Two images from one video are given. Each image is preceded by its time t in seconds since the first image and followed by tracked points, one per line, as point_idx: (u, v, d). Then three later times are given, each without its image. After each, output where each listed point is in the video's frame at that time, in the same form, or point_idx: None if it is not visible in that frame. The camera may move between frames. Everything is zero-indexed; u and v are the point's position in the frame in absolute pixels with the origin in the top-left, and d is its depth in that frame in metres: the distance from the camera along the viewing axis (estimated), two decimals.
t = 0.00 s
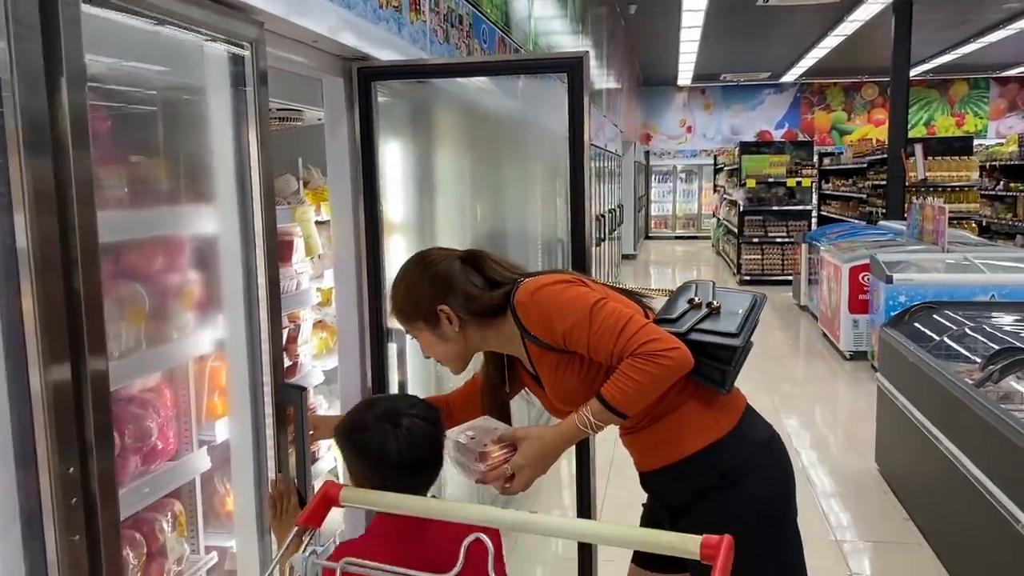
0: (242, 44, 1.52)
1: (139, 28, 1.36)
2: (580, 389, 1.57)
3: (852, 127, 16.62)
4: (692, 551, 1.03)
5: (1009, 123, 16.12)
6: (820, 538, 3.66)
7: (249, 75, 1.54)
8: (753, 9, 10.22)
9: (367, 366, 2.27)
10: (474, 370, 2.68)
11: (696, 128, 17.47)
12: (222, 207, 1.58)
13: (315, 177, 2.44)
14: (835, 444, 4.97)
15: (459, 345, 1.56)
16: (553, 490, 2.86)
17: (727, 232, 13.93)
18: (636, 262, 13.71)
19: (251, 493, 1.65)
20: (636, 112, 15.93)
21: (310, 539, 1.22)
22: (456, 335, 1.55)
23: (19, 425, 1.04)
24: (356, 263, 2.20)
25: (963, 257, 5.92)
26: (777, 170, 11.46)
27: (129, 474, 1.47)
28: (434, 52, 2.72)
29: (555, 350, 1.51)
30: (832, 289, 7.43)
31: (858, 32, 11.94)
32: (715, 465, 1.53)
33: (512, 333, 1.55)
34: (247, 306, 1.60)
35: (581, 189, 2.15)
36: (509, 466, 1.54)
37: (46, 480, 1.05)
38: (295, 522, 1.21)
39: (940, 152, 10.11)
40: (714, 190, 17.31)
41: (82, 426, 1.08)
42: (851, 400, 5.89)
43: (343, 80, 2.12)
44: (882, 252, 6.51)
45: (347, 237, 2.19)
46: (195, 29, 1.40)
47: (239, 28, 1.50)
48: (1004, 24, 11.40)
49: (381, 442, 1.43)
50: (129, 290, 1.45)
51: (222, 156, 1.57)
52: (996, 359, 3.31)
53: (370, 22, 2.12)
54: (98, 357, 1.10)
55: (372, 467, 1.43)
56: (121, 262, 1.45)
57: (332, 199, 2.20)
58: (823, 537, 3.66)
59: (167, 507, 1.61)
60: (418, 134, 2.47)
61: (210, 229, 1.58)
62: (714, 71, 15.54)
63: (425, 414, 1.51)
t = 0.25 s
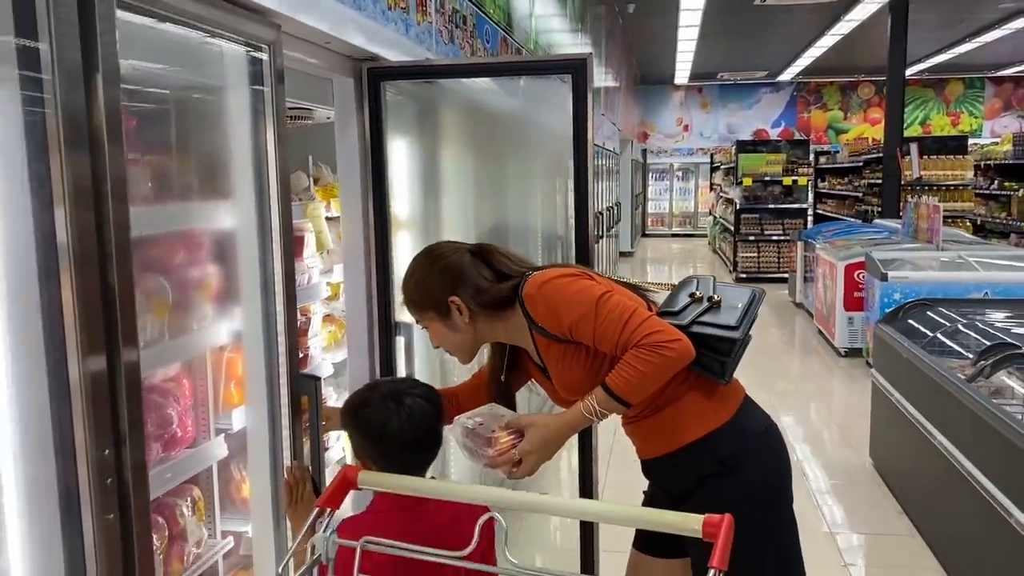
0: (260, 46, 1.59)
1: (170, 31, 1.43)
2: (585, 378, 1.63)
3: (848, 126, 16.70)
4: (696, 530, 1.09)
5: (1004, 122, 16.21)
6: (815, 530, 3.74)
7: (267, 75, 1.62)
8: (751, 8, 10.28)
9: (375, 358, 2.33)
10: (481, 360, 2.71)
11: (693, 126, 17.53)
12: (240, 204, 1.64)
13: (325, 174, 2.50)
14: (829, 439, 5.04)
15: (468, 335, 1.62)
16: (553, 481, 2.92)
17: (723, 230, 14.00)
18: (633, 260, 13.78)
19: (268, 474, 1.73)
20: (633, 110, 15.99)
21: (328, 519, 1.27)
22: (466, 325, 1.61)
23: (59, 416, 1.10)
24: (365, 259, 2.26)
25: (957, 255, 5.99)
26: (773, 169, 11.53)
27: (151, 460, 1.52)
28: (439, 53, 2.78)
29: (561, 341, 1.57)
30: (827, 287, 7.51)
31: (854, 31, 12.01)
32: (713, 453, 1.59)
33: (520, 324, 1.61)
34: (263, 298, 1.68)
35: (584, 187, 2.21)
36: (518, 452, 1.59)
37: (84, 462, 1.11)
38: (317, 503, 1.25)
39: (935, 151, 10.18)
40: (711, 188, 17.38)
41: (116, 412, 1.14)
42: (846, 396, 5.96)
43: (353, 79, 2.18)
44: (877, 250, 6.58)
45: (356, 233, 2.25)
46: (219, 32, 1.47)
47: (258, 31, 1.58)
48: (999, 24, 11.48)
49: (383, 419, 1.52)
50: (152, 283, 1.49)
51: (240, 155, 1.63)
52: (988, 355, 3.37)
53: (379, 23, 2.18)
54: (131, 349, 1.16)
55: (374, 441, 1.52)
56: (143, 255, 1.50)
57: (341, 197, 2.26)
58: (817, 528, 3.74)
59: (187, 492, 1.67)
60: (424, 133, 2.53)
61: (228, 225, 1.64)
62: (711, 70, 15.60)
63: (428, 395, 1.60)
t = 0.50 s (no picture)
0: (281, 48, 1.66)
1: (199, 36, 1.50)
2: (592, 366, 1.71)
3: (840, 125, 16.82)
4: (699, 506, 1.16)
5: (995, 122, 16.35)
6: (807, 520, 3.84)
7: (288, 77, 1.68)
8: (745, 8, 10.36)
9: (384, 350, 2.40)
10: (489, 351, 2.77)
11: (687, 125, 17.62)
12: (262, 202, 1.71)
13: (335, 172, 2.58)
14: (821, 433, 5.14)
15: (479, 325, 1.70)
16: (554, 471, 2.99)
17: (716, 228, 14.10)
18: (627, 258, 13.87)
19: (285, 459, 1.81)
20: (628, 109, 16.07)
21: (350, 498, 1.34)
22: (477, 316, 1.68)
23: (104, 405, 1.18)
24: (375, 253, 2.34)
25: (948, 253, 6.09)
26: (767, 167, 11.63)
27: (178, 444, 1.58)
28: (444, 53, 2.85)
29: (569, 331, 1.65)
30: (820, 284, 7.60)
31: (847, 31, 12.12)
32: (713, 439, 1.67)
33: (530, 314, 1.68)
34: (282, 291, 1.75)
35: (588, 184, 2.29)
36: (532, 438, 1.68)
37: (126, 447, 1.18)
38: (341, 484, 1.31)
39: (926, 150, 10.29)
40: (704, 187, 17.48)
41: (155, 400, 1.20)
42: (838, 392, 6.06)
43: (363, 79, 2.24)
44: (869, 248, 6.68)
45: (367, 228, 2.33)
46: (244, 36, 1.54)
47: (279, 34, 1.64)
48: (991, 25, 11.59)
49: (399, 402, 1.59)
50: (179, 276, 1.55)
51: (262, 155, 1.70)
52: (976, 349, 3.46)
53: (390, 25, 2.25)
54: (169, 340, 1.22)
55: (389, 422, 1.59)
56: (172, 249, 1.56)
57: (352, 195, 2.33)
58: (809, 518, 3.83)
59: (209, 477, 1.73)
60: (431, 132, 2.59)
61: (249, 221, 1.71)
62: (705, 69, 15.69)
63: (440, 381, 1.68)
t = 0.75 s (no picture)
0: (293, 50, 1.71)
1: (215, 41, 1.56)
2: (592, 357, 1.77)
3: (832, 125, 16.92)
4: (697, 487, 1.22)
5: (985, 122, 16.48)
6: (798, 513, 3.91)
7: (300, 78, 1.74)
8: (738, 8, 10.44)
9: (388, 344, 2.46)
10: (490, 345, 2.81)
11: (679, 124, 17.71)
12: (274, 199, 1.78)
13: (339, 170, 2.65)
14: (812, 428, 5.22)
15: (483, 320, 1.75)
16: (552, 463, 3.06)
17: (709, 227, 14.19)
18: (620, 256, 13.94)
19: (295, 446, 1.89)
20: (621, 108, 16.14)
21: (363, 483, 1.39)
22: (481, 310, 1.73)
23: (133, 399, 1.25)
24: (379, 249, 2.40)
25: (938, 252, 6.18)
26: (759, 166, 11.72)
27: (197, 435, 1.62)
28: (444, 54, 2.91)
29: (571, 324, 1.71)
30: (811, 282, 7.68)
31: (839, 31, 12.21)
32: (709, 428, 1.74)
33: (532, 308, 1.74)
34: (293, 284, 1.82)
35: (587, 183, 2.35)
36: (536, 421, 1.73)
37: (153, 437, 1.25)
38: (354, 468, 1.36)
39: (916, 149, 10.39)
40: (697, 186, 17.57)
41: (180, 391, 1.27)
42: (829, 388, 6.14)
43: (368, 80, 2.30)
44: (860, 246, 6.76)
45: (371, 225, 2.39)
46: (258, 37, 1.59)
47: (291, 36, 1.69)
48: (980, 26, 11.70)
49: (407, 391, 1.66)
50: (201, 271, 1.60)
51: (274, 154, 1.76)
52: (963, 344, 3.54)
53: (394, 27, 2.31)
54: (192, 334, 1.29)
55: (399, 409, 1.66)
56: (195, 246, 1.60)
57: (357, 192, 2.39)
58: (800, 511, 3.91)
59: (222, 465, 1.78)
60: (432, 130, 2.65)
61: (262, 217, 1.77)
62: (697, 68, 15.77)
63: (448, 371, 1.74)
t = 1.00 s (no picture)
0: (294, 50, 1.76)
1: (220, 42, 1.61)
2: (583, 349, 1.83)
3: (821, 124, 17.04)
4: (685, 469, 1.28)
5: (972, 121, 16.63)
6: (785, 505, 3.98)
7: (301, 77, 1.79)
8: (727, 8, 10.52)
9: (384, 338, 2.52)
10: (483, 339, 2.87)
11: (670, 123, 17.79)
12: (275, 196, 1.83)
13: (336, 168, 2.71)
14: (800, 423, 5.30)
15: (476, 313, 1.80)
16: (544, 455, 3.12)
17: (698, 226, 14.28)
18: (610, 254, 14.03)
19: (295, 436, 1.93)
20: (611, 106, 16.21)
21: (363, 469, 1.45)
22: (474, 304, 1.79)
23: (145, 387, 1.29)
24: (375, 245, 2.45)
25: (924, 249, 6.26)
26: (748, 165, 11.80)
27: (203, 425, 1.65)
28: (439, 54, 2.97)
29: (562, 318, 1.77)
30: (799, 279, 7.77)
31: (828, 31, 12.31)
32: (697, 417, 1.80)
33: (524, 302, 1.80)
34: (294, 278, 1.87)
35: (579, 181, 2.41)
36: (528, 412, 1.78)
37: (164, 426, 1.29)
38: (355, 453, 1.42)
39: (904, 149, 10.50)
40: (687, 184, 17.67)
41: (189, 381, 1.31)
42: (817, 385, 6.22)
43: (365, 79, 2.35)
44: (847, 244, 6.84)
45: (368, 222, 2.44)
46: (261, 38, 1.64)
47: (292, 37, 1.74)
48: (967, 26, 11.81)
49: (405, 381, 1.71)
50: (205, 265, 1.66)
51: (277, 152, 1.81)
52: (946, 339, 3.61)
53: (390, 28, 2.36)
54: (201, 327, 1.32)
55: (396, 399, 1.72)
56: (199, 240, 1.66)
57: (354, 189, 2.44)
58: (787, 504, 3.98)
59: (225, 454, 1.84)
60: (427, 129, 2.70)
61: (263, 212, 1.82)
62: (687, 67, 15.85)
63: (446, 364, 1.79)
